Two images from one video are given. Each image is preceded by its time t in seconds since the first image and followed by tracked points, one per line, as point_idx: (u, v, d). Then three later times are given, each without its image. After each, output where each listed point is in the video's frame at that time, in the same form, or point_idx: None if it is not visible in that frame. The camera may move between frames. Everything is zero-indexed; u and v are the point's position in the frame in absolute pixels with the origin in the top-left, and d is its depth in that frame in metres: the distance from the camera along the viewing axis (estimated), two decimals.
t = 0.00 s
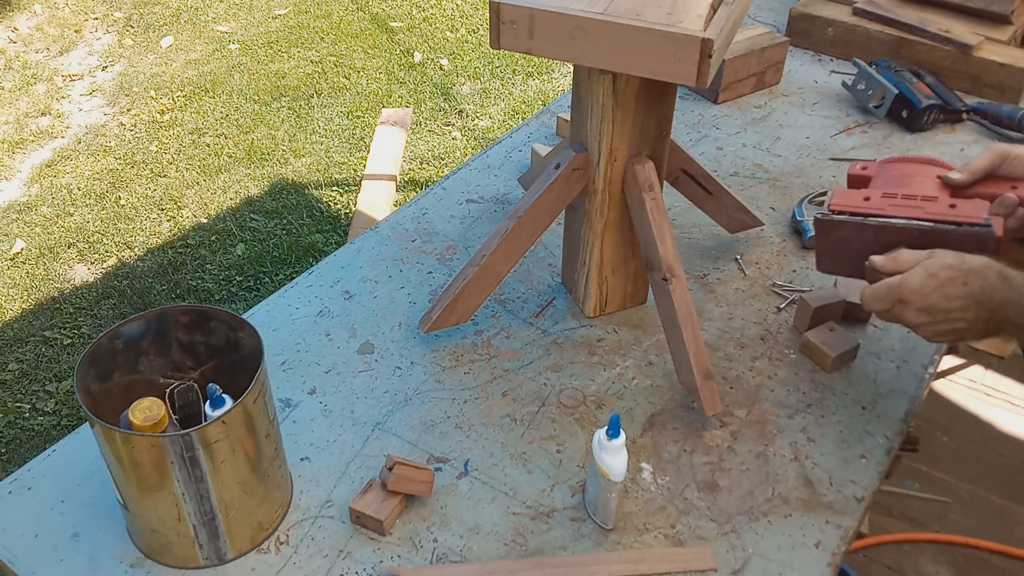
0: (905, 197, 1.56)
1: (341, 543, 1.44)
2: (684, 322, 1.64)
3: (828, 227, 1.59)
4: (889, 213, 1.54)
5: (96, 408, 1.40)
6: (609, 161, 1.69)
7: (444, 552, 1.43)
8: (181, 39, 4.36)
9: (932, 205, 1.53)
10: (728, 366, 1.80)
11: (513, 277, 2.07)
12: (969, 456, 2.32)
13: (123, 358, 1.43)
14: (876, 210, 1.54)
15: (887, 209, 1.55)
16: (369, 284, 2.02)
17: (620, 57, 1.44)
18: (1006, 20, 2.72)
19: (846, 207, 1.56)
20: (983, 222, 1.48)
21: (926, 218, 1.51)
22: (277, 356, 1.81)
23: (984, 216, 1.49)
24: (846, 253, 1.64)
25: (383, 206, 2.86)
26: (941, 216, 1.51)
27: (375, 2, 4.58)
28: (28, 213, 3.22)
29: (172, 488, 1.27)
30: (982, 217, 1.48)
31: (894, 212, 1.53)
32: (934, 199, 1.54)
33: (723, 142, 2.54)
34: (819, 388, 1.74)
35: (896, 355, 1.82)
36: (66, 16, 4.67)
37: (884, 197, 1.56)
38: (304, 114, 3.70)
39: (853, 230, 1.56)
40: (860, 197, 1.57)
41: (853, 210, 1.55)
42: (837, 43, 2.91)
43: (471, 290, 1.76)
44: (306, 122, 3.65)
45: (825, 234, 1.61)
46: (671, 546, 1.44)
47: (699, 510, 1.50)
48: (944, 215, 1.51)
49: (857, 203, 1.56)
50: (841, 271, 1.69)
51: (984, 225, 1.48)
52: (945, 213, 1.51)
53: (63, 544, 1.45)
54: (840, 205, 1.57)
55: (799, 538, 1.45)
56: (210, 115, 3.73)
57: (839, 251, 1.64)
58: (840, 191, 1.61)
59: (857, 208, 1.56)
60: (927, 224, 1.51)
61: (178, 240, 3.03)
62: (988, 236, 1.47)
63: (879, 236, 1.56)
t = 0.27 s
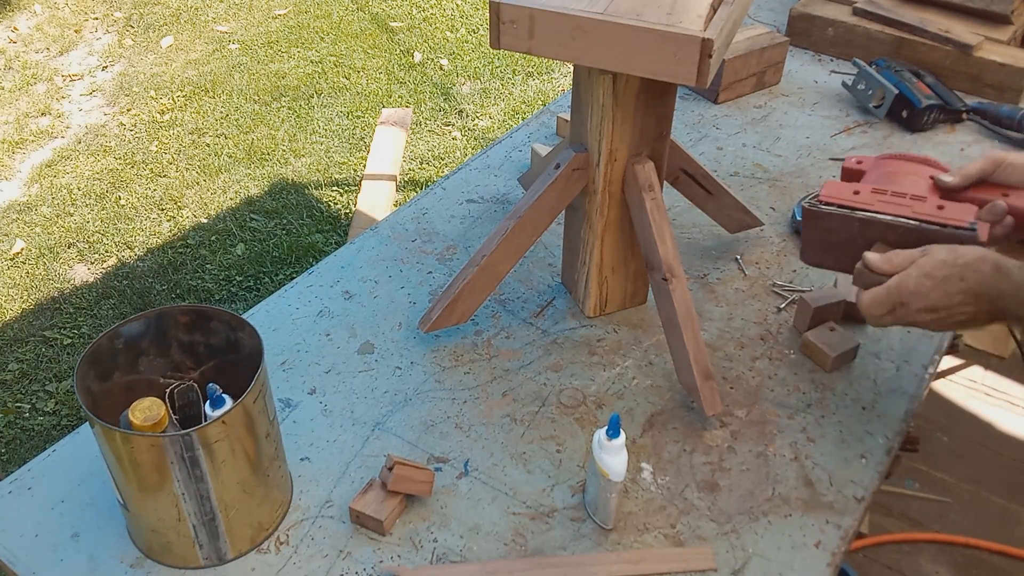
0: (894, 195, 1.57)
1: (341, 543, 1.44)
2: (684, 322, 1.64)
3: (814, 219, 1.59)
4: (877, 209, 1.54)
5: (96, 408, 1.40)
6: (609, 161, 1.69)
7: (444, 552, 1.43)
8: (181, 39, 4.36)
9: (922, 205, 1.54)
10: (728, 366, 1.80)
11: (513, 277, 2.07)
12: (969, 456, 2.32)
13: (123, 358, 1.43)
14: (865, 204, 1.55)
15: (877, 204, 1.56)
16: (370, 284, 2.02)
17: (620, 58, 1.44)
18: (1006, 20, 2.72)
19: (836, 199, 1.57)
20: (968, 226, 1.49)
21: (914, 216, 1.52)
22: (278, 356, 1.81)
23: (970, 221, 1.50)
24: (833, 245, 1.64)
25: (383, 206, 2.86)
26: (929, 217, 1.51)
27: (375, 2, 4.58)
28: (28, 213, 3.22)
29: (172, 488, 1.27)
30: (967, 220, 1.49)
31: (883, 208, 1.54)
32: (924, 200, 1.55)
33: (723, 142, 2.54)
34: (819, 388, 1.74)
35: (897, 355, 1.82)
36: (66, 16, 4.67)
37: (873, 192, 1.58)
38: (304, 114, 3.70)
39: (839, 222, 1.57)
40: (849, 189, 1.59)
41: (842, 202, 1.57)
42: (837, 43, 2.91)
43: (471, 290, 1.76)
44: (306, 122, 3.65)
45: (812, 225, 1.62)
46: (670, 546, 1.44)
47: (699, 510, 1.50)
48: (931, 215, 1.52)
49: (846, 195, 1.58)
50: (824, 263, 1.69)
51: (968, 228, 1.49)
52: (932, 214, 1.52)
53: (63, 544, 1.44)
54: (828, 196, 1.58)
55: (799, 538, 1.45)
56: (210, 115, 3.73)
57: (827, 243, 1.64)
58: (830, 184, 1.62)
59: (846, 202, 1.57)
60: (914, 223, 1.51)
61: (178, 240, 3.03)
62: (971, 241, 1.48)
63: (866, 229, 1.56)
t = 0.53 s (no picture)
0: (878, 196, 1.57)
1: (341, 543, 1.44)
2: (684, 322, 1.64)
3: (801, 224, 1.59)
4: (861, 211, 1.54)
5: (96, 408, 1.40)
6: (609, 161, 1.69)
7: (444, 552, 1.43)
8: (181, 39, 4.36)
9: (905, 204, 1.54)
10: (728, 366, 1.80)
11: (513, 277, 2.07)
12: (969, 455, 2.33)
13: (123, 358, 1.43)
14: (848, 207, 1.55)
15: (860, 206, 1.55)
16: (370, 284, 2.02)
17: (620, 58, 1.44)
18: (1006, 20, 2.72)
19: (819, 203, 1.57)
20: (952, 222, 1.48)
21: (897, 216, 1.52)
22: (278, 356, 1.81)
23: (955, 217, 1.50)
24: (820, 251, 1.63)
25: (383, 206, 2.86)
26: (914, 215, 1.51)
27: (375, 2, 4.58)
28: (28, 213, 3.22)
29: (172, 488, 1.27)
30: (953, 218, 1.49)
31: (866, 209, 1.54)
32: (907, 199, 1.56)
33: (723, 142, 2.54)
34: (819, 389, 1.74)
35: (896, 355, 1.82)
36: (66, 16, 4.67)
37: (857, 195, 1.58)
38: (304, 114, 3.70)
39: (824, 227, 1.57)
40: (833, 193, 1.59)
41: (826, 207, 1.57)
42: (837, 43, 2.91)
43: (471, 290, 1.76)
44: (306, 122, 3.65)
45: (797, 231, 1.61)
46: (671, 546, 1.44)
47: (699, 510, 1.50)
48: (916, 215, 1.51)
49: (831, 199, 1.58)
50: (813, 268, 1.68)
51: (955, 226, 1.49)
52: (917, 212, 1.52)
53: (63, 543, 1.45)
54: (813, 200, 1.58)
55: (799, 538, 1.45)
56: (210, 115, 3.73)
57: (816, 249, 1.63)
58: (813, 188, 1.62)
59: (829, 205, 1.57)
60: (900, 222, 1.51)
61: (178, 240, 3.03)
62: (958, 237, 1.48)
63: (851, 234, 1.55)
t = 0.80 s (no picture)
0: (890, 216, 1.56)
1: (341, 543, 1.44)
2: (684, 322, 1.64)
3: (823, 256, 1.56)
4: (879, 234, 1.54)
5: (96, 408, 1.40)
6: (609, 161, 1.69)
7: (444, 552, 1.43)
8: (181, 39, 4.36)
9: (920, 220, 1.54)
10: (728, 367, 1.80)
11: (513, 277, 2.07)
12: (969, 456, 2.33)
13: (123, 358, 1.43)
14: (864, 232, 1.54)
15: (877, 229, 1.55)
16: (370, 284, 2.02)
17: (620, 59, 1.44)
18: (1006, 19, 2.72)
19: (835, 232, 1.55)
20: (975, 231, 1.49)
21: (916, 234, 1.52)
22: (278, 356, 1.81)
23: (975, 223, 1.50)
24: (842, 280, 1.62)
25: (383, 206, 2.86)
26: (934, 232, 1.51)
27: (375, 2, 4.58)
28: (28, 213, 3.22)
29: (172, 488, 1.27)
30: (972, 225, 1.49)
31: (883, 232, 1.53)
32: (920, 213, 1.55)
33: (723, 142, 2.54)
34: (819, 388, 1.74)
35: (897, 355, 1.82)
36: (66, 16, 4.67)
37: (869, 218, 1.56)
38: (304, 114, 3.70)
39: (849, 256, 1.55)
40: (844, 220, 1.57)
41: (842, 234, 1.54)
42: (837, 43, 2.91)
43: (471, 290, 1.76)
44: (306, 122, 3.65)
45: (818, 262, 1.59)
46: (670, 546, 1.44)
47: (699, 510, 1.50)
48: (935, 229, 1.51)
49: (845, 226, 1.56)
50: (835, 297, 1.67)
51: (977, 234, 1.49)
52: (935, 226, 1.51)
53: (63, 543, 1.45)
54: (827, 230, 1.56)
55: (799, 538, 1.45)
56: (210, 115, 3.73)
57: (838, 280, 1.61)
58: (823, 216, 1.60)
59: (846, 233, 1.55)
60: (923, 240, 1.51)
61: (178, 240, 3.03)
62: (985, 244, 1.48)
63: (876, 258, 1.55)
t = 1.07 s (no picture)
0: (903, 218, 1.56)
1: (341, 543, 1.44)
2: (684, 322, 1.64)
3: (834, 259, 1.57)
4: (891, 237, 1.54)
5: (96, 408, 1.40)
6: (609, 161, 1.69)
7: (444, 552, 1.43)
8: (181, 39, 4.36)
9: (933, 222, 1.54)
10: (728, 366, 1.80)
11: (513, 277, 2.07)
12: (969, 456, 2.33)
13: (123, 358, 1.43)
14: (876, 235, 1.54)
15: (889, 231, 1.55)
16: (370, 284, 2.02)
17: (620, 58, 1.44)
18: (1006, 19, 2.72)
19: (848, 235, 1.55)
20: (987, 233, 1.49)
21: (931, 237, 1.52)
22: (278, 356, 1.81)
23: (987, 226, 1.50)
24: (852, 281, 1.63)
25: (383, 206, 2.86)
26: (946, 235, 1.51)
27: (375, 2, 4.58)
28: (28, 213, 3.22)
29: (172, 488, 1.27)
30: (984, 227, 1.49)
31: (895, 235, 1.53)
32: (932, 215, 1.55)
33: (723, 142, 2.54)
34: (819, 388, 1.74)
35: (897, 355, 1.82)
36: (66, 16, 4.67)
37: (882, 220, 1.56)
38: (304, 114, 3.70)
39: (860, 259, 1.55)
40: (857, 222, 1.57)
41: (853, 237, 1.55)
42: (837, 43, 2.91)
43: (471, 290, 1.76)
44: (306, 122, 3.65)
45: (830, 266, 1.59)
46: (670, 546, 1.44)
47: (699, 510, 1.50)
48: (947, 232, 1.51)
49: (858, 229, 1.56)
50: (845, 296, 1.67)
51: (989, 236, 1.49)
52: (947, 229, 1.52)
53: (63, 544, 1.45)
54: (839, 233, 1.56)
55: (799, 538, 1.45)
56: (210, 115, 3.73)
57: (849, 279, 1.62)
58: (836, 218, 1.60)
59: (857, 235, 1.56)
60: (935, 243, 1.51)
61: (178, 240, 3.03)
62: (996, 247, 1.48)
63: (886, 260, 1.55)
